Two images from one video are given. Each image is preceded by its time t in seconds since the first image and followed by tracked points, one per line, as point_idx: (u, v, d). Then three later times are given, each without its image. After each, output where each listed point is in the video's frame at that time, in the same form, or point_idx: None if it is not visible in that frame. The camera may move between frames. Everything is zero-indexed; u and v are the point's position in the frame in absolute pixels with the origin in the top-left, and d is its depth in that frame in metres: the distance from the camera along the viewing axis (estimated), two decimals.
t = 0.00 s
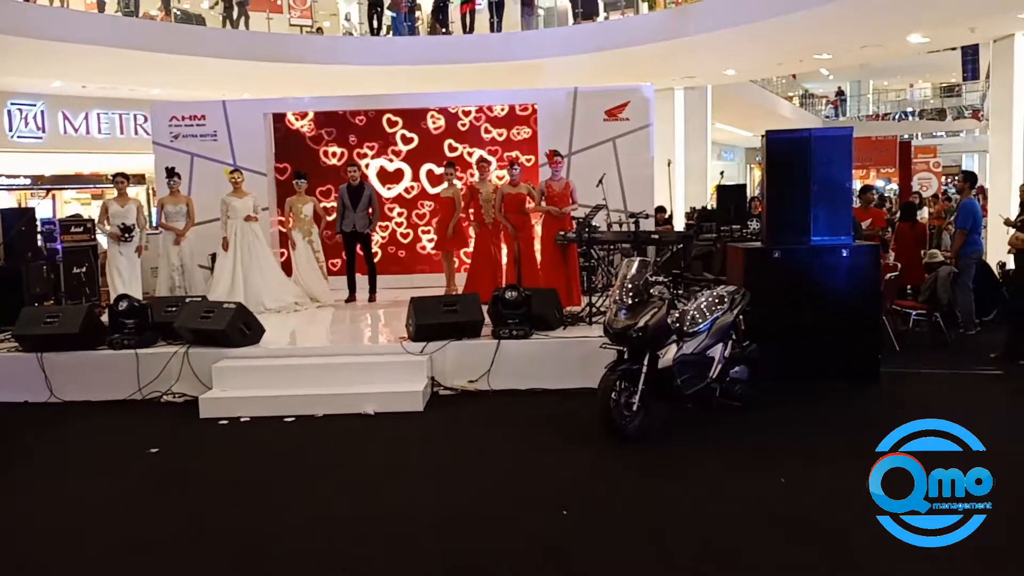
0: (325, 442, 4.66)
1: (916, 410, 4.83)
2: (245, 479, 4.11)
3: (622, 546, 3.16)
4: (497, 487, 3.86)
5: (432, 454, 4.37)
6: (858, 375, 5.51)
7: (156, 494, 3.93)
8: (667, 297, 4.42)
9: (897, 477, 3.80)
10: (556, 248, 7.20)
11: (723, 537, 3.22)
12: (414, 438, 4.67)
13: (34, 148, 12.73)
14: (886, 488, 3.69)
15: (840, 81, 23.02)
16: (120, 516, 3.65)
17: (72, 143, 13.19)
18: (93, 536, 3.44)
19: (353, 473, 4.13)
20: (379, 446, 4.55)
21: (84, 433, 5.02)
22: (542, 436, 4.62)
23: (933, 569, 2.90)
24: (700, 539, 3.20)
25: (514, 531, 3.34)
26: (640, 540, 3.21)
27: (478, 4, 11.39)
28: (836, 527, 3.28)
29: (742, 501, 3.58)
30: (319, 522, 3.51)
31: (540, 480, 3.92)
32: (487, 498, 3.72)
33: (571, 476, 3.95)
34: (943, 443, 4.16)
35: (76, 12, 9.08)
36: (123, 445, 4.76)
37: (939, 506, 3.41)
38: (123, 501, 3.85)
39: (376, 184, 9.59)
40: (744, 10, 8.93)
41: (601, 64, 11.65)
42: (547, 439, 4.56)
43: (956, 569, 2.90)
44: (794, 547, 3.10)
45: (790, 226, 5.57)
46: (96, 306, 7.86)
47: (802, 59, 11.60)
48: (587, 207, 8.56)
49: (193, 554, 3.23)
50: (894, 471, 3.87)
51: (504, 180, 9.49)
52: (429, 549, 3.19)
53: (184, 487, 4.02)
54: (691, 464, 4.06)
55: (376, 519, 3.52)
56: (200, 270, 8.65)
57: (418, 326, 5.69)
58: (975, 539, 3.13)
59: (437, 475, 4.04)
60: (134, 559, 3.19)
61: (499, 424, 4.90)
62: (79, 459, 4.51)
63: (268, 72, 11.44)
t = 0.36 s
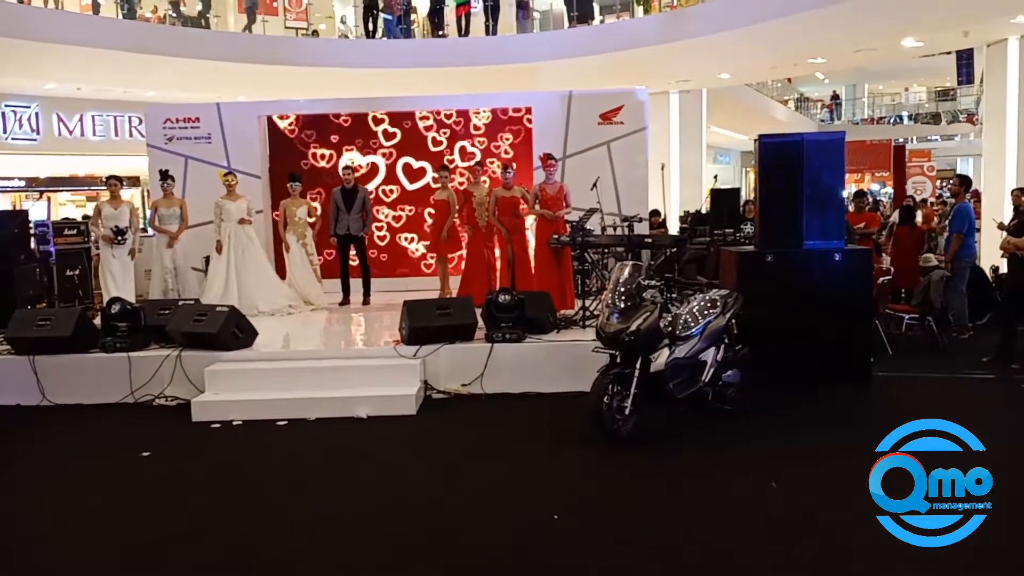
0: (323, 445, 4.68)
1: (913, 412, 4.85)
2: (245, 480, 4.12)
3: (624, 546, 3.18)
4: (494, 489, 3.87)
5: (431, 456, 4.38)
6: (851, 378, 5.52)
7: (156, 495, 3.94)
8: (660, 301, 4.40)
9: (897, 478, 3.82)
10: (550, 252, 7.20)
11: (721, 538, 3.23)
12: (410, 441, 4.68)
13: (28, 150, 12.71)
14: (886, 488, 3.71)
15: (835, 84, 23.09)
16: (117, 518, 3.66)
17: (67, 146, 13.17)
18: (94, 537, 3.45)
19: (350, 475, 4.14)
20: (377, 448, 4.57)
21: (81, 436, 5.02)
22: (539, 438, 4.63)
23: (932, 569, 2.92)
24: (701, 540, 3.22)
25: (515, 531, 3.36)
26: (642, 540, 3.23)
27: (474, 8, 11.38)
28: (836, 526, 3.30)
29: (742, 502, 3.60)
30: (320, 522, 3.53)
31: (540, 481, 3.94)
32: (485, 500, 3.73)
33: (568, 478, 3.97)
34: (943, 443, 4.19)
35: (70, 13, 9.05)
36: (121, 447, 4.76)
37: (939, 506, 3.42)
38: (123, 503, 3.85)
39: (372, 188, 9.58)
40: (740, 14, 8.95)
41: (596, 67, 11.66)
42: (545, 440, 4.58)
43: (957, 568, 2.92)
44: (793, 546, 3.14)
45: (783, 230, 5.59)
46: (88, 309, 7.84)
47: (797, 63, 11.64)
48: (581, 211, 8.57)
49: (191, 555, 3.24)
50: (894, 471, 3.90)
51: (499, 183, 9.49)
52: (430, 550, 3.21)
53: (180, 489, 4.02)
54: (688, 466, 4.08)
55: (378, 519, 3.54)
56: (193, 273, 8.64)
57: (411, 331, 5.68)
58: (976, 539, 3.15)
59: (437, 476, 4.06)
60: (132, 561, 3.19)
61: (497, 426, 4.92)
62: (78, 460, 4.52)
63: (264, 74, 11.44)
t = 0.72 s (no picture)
0: (320, 445, 4.68)
1: (909, 413, 4.87)
2: (242, 481, 4.13)
3: (624, 546, 3.20)
4: (492, 489, 3.87)
5: (429, 457, 4.39)
6: (845, 378, 5.54)
7: (154, 496, 3.94)
8: (653, 302, 4.42)
9: (896, 478, 3.84)
10: (544, 253, 7.20)
11: (721, 538, 3.24)
12: (407, 441, 4.68)
13: (22, 150, 12.68)
14: (887, 488, 3.73)
15: (830, 85, 23.14)
16: (116, 519, 3.65)
17: (61, 146, 13.16)
18: (94, 537, 3.45)
19: (349, 476, 4.14)
20: (375, 448, 4.57)
21: (76, 436, 5.02)
22: (535, 439, 4.63)
23: (931, 569, 2.94)
24: (701, 540, 3.23)
25: (515, 532, 3.37)
26: (642, 541, 3.24)
27: (469, 8, 11.32)
28: (836, 527, 3.32)
29: (741, 502, 3.62)
30: (320, 522, 3.54)
31: (538, 481, 3.95)
32: (483, 500, 3.73)
33: (566, 478, 3.98)
34: (943, 443, 4.20)
35: (65, 13, 9.05)
36: (117, 448, 4.76)
37: (939, 506, 3.39)
38: (122, 503, 3.86)
39: (366, 189, 9.57)
40: (735, 15, 8.98)
41: (592, 68, 11.66)
42: (542, 441, 4.59)
43: (958, 568, 2.94)
44: (792, 546, 3.15)
45: (776, 231, 5.61)
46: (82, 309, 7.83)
47: (791, 64, 11.68)
48: (575, 212, 8.59)
49: (190, 556, 3.23)
50: (894, 471, 3.91)
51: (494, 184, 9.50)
52: (430, 550, 3.22)
53: (177, 490, 4.02)
54: (686, 467, 4.09)
55: (377, 519, 3.54)
56: (187, 273, 8.63)
57: (405, 332, 5.69)
58: (975, 539, 3.17)
59: (435, 477, 4.07)
60: (131, 562, 3.19)
61: (494, 426, 4.93)
62: (74, 461, 4.52)
63: (258, 74, 11.42)
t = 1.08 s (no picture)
0: (317, 444, 4.67)
1: (907, 412, 4.88)
2: (239, 479, 4.12)
3: (624, 545, 3.19)
4: (489, 488, 3.87)
5: (426, 455, 4.38)
6: (839, 377, 5.56)
7: (152, 494, 3.93)
8: (647, 301, 4.44)
9: (897, 478, 3.84)
10: (539, 251, 7.20)
11: (722, 537, 3.25)
12: (403, 439, 4.68)
13: (15, 146, 12.63)
14: (886, 488, 3.74)
15: (825, 84, 23.20)
16: (112, 517, 3.64)
17: (55, 142, 13.10)
18: (92, 536, 3.44)
19: (345, 474, 4.13)
20: (372, 447, 4.56)
21: (71, 434, 5.00)
22: (531, 437, 4.63)
23: (932, 569, 2.94)
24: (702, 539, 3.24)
25: (515, 530, 3.36)
26: (641, 539, 3.24)
27: (464, 5, 11.37)
28: (837, 526, 3.32)
29: (740, 501, 3.62)
30: (318, 521, 3.53)
31: (536, 479, 3.95)
32: (480, 499, 3.73)
33: (564, 477, 3.98)
34: (944, 443, 4.22)
35: (58, 9, 8.99)
36: (112, 446, 4.75)
37: (938, 506, 3.44)
38: (118, 501, 3.84)
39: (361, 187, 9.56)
40: (730, 14, 8.98)
41: (588, 66, 11.67)
42: (539, 439, 4.59)
43: (959, 568, 2.95)
44: (794, 545, 3.15)
45: (769, 229, 5.62)
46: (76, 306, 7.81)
47: (786, 63, 11.70)
48: (570, 209, 8.60)
49: (185, 555, 3.22)
50: (894, 471, 3.92)
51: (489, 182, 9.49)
52: (430, 549, 3.22)
53: (174, 488, 4.01)
54: (684, 465, 4.09)
55: (376, 518, 3.54)
56: (182, 270, 8.60)
57: (400, 329, 5.69)
58: (976, 539, 3.18)
59: (433, 476, 4.06)
60: (127, 561, 3.18)
61: (491, 425, 4.92)
62: (70, 459, 4.50)
63: (253, 71, 11.39)
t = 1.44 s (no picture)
0: (316, 445, 4.67)
1: (907, 411, 4.89)
2: (238, 480, 4.12)
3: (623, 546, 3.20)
4: (489, 489, 3.87)
5: (425, 456, 4.39)
6: (836, 377, 5.57)
7: (150, 496, 3.93)
8: (646, 301, 4.43)
9: (897, 478, 3.85)
10: (538, 251, 7.20)
11: (722, 537, 3.25)
12: (402, 441, 4.68)
13: (13, 148, 12.63)
14: (886, 488, 3.74)
15: (824, 83, 23.20)
16: (110, 518, 3.65)
17: (53, 144, 13.10)
18: (91, 537, 3.44)
19: (344, 476, 4.12)
20: (371, 448, 4.57)
21: (70, 436, 5.01)
22: (531, 438, 4.64)
23: (931, 569, 2.95)
24: (702, 540, 3.23)
25: (514, 531, 3.37)
26: (641, 540, 3.25)
27: (462, 6, 11.33)
28: (836, 526, 3.32)
29: (739, 501, 3.62)
30: (317, 522, 3.53)
31: (535, 480, 3.95)
32: (479, 500, 3.73)
33: (563, 478, 3.98)
34: (944, 443, 4.22)
35: (56, 11, 8.97)
36: (110, 447, 4.75)
37: (939, 506, 3.41)
38: (117, 503, 3.85)
39: (360, 186, 9.56)
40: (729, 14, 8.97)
41: (586, 66, 11.66)
42: (538, 440, 4.60)
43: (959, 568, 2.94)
44: (794, 546, 3.15)
45: (767, 230, 5.63)
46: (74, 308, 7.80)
47: (784, 63, 11.71)
48: (569, 210, 8.61)
49: (182, 556, 3.22)
50: (894, 471, 3.92)
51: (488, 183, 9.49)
52: (429, 549, 3.22)
53: (173, 489, 4.01)
54: (682, 466, 4.10)
55: (375, 519, 3.55)
56: (180, 272, 8.60)
57: (398, 330, 5.69)
58: (975, 538, 3.18)
59: (432, 477, 4.07)
60: (126, 562, 3.18)
61: (490, 425, 4.93)
62: (68, 461, 4.50)
63: (251, 72, 11.39)
